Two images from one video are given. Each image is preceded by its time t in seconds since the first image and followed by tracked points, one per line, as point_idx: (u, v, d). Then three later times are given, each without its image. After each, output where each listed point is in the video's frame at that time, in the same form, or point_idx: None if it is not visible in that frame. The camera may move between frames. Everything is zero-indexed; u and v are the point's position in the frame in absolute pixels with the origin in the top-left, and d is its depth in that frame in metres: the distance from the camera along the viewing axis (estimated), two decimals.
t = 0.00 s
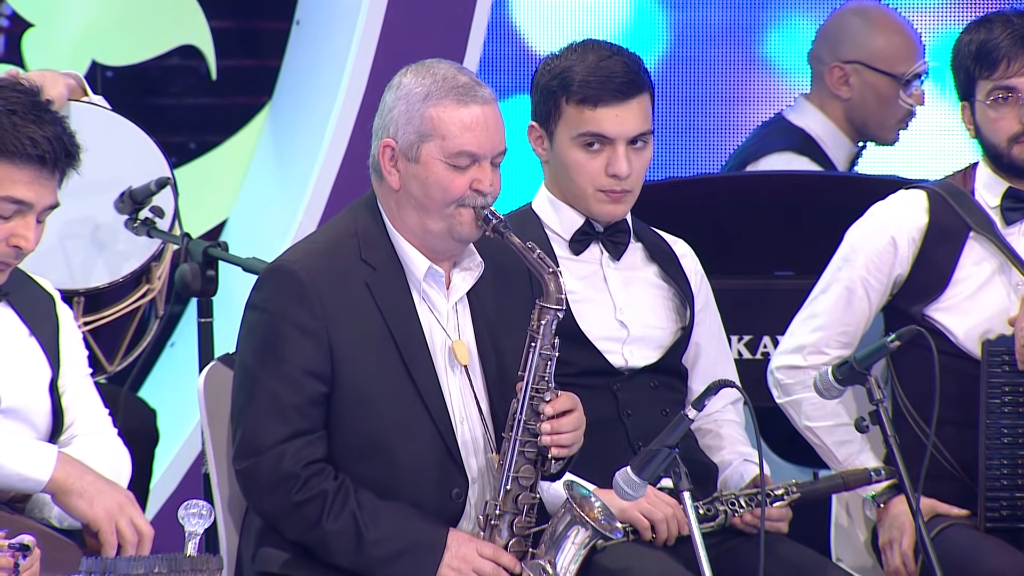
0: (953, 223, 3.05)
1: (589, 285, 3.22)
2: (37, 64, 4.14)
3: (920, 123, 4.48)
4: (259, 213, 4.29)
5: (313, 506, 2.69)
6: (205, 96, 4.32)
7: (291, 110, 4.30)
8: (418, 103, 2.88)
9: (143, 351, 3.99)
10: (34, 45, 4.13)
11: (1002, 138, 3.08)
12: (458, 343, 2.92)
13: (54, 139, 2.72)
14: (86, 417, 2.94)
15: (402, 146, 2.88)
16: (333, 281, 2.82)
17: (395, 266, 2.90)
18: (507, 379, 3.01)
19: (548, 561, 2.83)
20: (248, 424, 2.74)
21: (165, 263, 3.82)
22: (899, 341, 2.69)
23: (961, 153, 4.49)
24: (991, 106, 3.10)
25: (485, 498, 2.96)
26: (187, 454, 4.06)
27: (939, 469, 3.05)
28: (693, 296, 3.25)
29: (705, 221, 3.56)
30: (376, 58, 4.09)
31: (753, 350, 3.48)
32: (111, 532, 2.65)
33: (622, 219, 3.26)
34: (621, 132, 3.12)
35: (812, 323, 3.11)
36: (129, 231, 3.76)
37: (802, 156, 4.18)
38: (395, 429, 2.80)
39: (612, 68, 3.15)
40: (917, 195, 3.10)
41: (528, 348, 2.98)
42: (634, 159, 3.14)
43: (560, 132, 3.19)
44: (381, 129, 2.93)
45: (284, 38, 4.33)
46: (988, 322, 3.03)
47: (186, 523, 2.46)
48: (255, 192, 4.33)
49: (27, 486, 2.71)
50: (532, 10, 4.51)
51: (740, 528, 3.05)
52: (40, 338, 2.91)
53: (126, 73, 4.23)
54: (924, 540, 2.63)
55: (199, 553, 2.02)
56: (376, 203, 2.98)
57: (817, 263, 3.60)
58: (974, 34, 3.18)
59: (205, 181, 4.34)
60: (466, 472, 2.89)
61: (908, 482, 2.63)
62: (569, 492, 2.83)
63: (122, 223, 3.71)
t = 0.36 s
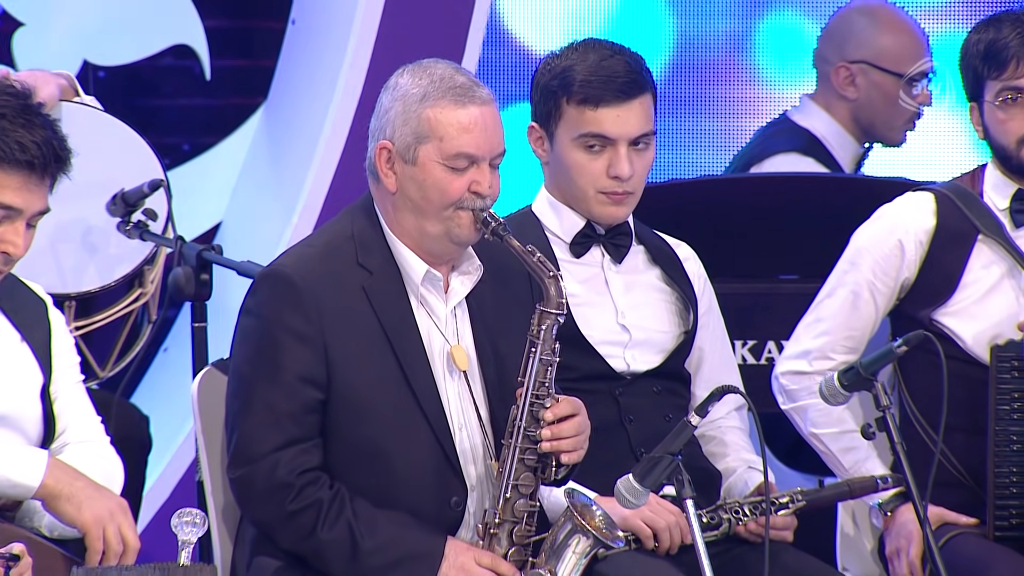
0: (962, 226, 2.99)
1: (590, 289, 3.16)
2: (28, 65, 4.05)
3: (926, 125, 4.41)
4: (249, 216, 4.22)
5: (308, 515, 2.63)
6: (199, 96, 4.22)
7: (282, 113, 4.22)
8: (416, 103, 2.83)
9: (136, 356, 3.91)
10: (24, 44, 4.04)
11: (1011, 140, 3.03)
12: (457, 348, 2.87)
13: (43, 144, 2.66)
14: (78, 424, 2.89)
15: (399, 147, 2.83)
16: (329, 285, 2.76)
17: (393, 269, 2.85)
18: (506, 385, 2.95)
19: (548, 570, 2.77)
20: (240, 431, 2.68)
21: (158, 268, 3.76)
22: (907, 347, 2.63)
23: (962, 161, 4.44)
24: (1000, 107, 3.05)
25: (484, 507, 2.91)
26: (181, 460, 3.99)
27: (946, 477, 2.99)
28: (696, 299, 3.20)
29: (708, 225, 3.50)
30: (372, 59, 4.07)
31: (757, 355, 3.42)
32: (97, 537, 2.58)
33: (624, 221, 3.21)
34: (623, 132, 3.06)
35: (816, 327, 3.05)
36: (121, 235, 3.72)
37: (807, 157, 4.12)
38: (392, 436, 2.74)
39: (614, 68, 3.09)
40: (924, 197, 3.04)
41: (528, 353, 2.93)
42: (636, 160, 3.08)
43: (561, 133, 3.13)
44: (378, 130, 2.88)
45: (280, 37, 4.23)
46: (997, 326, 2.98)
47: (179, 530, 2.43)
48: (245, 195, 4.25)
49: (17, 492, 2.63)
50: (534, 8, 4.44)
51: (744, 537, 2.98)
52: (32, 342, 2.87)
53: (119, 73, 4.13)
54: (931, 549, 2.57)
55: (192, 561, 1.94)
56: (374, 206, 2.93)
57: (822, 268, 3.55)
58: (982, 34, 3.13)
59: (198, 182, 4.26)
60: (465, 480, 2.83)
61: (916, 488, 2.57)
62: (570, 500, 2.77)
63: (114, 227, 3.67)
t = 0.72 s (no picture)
0: (972, 228, 2.93)
1: (592, 292, 3.10)
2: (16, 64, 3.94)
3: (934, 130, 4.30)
4: (244, 218, 4.14)
5: (303, 524, 2.57)
6: (192, 95, 4.08)
7: (276, 113, 4.13)
8: (413, 103, 2.77)
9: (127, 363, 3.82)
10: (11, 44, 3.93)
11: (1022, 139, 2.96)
12: (454, 353, 2.80)
13: (30, 142, 2.61)
14: (70, 428, 2.80)
15: (395, 147, 2.76)
16: (324, 288, 2.70)
17: (389, 272, 2.79)
18: (506, 390, 2.89)
19: None
20: (233, 437, 2.62)
21: (150, 271, 3.68)
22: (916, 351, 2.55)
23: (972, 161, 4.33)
24: (1011, 105, 2.98)
25: (483, 515, 2.84)
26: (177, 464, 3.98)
27: (955, 484, 2.92)
28: (700, 303, 3.13)
29: (713, 226, 3.43)
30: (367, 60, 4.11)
31: (763, 360, 3.34)
32: (87, 552, 2.51)
33: (627, 223, 3.15)
34: (626, 133, 3.00)
35: (822, 331, 2.99)
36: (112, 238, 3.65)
37: (814, 158, 4.10)
38: (388, 442, 2.68)
39: (616, 66, 3.02)
40: (933, 197, 2.97)
41: (528, 358, 2.86)
42: (640, 161, 3.01)
43: (563, 133, 3.07)
44: (374, 130, 2.81)
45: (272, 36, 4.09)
46: (1009, 329, 2.91)
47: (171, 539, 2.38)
48: (237, 198, 4.14)
49: (5, 502, 2.53)
50: (535, 5, 4.26)
51: (749, 546, 2.94)
52: (23, 345, 2.77)
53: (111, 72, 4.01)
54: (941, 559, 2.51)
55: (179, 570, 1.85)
56: (371, 207, 2.87)
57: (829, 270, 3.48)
58: (994, 31, 3.06)
59: (192, 182, 4.11)
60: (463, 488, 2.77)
61: (924, 496, 2.51)
62: (572, 508, 2.67)
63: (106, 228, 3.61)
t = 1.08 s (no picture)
0: (984, 229, 2.85)
1: (594, 295, 3.03)
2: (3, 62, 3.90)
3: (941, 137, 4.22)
4: (240, 220, 4.08)
5: (298, 532, 2.50)
6: (184, 93, 4.06)
7: (273, 111, 4.08)
8: (412, 99, 2.69)
9: (117, 367, 3.79)
10: None
11: None
12: (453, 357, 2.73)
13: (20, 137, 2.53)
14: (63, 434, 2.65)
15: (394, 145, 2.69)
16: (320, 290, 2.63)
17: (387, 274, 2.72)
18: (506, 395, 2.82)
19: None
20: (226, 443, 2.55)
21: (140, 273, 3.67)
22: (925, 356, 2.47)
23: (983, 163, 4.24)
24: None
25: (482, 523, 2.77)
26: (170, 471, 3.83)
27: (967, 492, 2.85)
28: (705, 307, 3.06)
29: (719, 228, 3.36)
30: (365, 58, 3.94)
31: (769, 365, 3.29)
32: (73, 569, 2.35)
33: (631, 225, 3.08)
34: (630, 133, 2.92)
35: (831, 335, 2.91)
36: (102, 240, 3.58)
37: (821, 158, 4.03)
38: (386, 448, 2.61)
39: (620, 64, 2.95)
40: (945, 197, 2.90)
41: (529, 362, 2.79)
42: (644, 161, 2.94)
43: (565, 132, 3.00)
44: (373, 127, 2.74)
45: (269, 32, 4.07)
46: (1021, 333, 2.83)
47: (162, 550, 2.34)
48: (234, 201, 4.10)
49: None
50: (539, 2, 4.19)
51: (755, 555, 2.86)
52: (14, 347, 2.63)
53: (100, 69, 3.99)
54: (952, 567, 2.44)
55: None
56: (367, 207, 2.80)
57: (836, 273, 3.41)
58: (1006, 29, 2.99)
59: (185, 186, 4.10)
60: (462, 496, 2.70)
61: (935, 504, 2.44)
62: (574, 516, 2.62)
63: (96, 229, 3.53)
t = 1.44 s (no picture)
0: (997, 232, 2.78)
1: (596, 299, 2.96)
2: None
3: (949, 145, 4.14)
4: (235, 221, 3.99)
5: (294, 539, 2.43)
6: (176, 93, 3.94)
7: (269, 109, 3.99)
8: (411, 98, 2.62)
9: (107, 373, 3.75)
10: None
11: None
12: (452, 362, 2.66)
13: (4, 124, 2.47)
14: (52, 443, 2.57)
15: (392, 143, 2.62)
16: (316, 293, 2.56)
17: (384, 277, 2.65)
18: (506, 401, 2.75)
19: None
20: (219, 450, 2.48)
21: (131, 277, 3.62)
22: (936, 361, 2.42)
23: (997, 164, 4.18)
24: None
25: (482, 532, 2.70)
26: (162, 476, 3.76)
27: (979, 501, 2.78)
28: (710, 311, 2.99)
29: (726, 231, 3.29)
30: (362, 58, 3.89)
31: (775, 370, 3.22)
32: None
33: (634, 227, 3.00)
34: (633, 132, 2.85)
35: (839, 339, 2.84)
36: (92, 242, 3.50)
37: (828, 159, 3.94)
38: (383, 454, 2.54)
39: (624, 62, 2.88)
40: (955, 199, 2.83)
41: (530, 367, 2.72)
42: (648, 162, 2.87)
43: (567, 132, 2.93)
44: (371, 124, 2.68)
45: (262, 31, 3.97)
46: None
47: (153, 560, 2.28)
48: (226, 204, 4.01)
49: None
50: None
51: (761, 565, 2.78)
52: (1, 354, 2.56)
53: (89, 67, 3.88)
54: None
55: None
56: (364, 206, 2.74)
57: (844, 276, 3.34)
58: (1018, 26, 2.93)
59: (176, 185, 3.98)
60: (460, 503, 2.63)
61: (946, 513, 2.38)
62: (576, 525, 2.52)
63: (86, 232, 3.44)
